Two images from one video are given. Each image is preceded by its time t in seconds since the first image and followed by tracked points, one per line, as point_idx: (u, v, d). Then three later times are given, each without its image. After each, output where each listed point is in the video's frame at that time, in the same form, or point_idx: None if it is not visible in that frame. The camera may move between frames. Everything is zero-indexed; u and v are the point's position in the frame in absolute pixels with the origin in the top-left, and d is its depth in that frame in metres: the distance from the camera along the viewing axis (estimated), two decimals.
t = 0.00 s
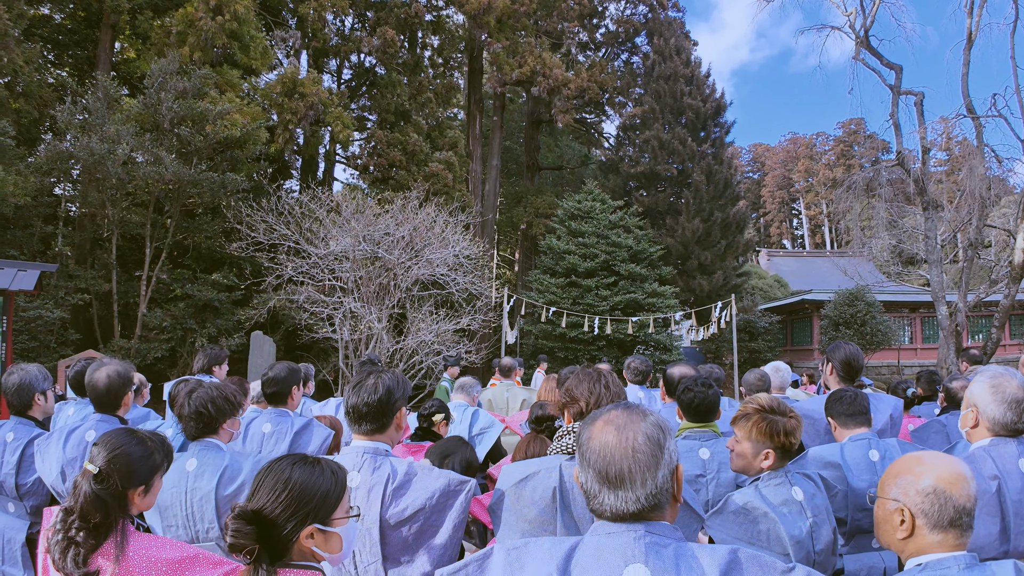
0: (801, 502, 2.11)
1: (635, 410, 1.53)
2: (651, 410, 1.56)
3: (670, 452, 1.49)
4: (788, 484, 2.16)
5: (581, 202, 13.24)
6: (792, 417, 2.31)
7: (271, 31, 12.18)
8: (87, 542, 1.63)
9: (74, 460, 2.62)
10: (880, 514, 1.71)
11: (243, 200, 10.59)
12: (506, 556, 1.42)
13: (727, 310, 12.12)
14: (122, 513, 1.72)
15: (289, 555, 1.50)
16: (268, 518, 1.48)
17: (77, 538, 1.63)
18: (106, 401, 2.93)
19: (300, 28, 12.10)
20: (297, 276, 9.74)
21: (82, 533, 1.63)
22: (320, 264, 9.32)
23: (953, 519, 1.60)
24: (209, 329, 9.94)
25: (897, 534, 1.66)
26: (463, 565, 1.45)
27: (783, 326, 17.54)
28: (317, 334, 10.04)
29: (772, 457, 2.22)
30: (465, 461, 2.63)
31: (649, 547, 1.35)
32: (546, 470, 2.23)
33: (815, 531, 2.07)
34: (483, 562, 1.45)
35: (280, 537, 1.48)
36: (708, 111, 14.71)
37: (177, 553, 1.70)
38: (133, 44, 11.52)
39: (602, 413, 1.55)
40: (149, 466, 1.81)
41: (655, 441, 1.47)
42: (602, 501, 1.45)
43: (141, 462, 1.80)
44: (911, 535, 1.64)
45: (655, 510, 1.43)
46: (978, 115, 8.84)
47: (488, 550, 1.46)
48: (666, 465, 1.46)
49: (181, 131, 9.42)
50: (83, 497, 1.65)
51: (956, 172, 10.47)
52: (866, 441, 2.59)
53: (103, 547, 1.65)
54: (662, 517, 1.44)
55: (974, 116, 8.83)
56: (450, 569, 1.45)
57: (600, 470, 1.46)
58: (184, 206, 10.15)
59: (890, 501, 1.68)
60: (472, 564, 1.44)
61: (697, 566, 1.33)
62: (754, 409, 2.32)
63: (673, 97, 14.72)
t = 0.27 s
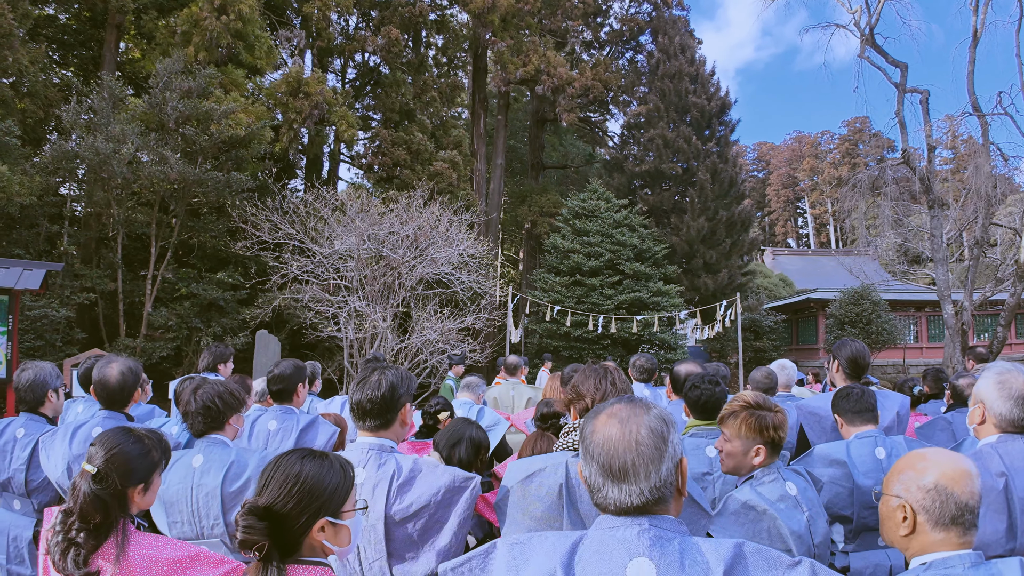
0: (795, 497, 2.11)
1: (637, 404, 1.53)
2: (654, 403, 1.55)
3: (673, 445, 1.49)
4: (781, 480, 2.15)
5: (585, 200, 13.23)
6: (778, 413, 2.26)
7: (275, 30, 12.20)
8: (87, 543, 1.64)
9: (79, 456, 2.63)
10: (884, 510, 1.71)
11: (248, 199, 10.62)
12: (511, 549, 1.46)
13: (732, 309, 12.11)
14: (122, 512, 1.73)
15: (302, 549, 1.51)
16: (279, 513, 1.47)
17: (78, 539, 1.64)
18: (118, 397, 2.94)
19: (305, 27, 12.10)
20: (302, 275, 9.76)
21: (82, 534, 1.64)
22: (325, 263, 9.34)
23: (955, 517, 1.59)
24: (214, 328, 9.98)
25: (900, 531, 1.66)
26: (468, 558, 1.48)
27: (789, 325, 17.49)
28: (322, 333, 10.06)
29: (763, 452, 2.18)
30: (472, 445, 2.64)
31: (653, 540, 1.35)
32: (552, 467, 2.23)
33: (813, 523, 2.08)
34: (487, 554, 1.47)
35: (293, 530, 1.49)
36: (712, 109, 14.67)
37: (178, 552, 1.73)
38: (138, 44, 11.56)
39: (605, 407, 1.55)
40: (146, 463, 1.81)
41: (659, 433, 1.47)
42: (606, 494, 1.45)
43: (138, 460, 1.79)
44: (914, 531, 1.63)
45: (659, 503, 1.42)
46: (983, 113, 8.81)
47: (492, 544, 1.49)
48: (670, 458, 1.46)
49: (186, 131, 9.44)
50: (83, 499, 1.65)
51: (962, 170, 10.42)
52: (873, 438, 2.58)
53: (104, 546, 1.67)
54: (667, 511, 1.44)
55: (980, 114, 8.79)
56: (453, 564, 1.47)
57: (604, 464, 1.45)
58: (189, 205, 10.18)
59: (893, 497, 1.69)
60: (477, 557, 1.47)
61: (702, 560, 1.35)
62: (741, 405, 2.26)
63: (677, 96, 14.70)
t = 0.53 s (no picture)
0: (795, 497, 2.09)
1: (668, 403, 1.51)
2: (685, 405, 1.53)
3: (698, 450, 1.47)
4: (781, 480, 2.13)
5: (591, 199, 13.21)
6: (777, 410, 2.25)
7: (281, 30, 12.21)
8: (89, 543, 1.64)
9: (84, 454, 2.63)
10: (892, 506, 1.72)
11: (254, 198, 10.65)
12: (524, 542, 1.46)
13: (739, 307, 12.07)
14: (123, 511, 1.73)
15: (315, 543, 1.51)
16: (294, 507, 1.47)
17: (80, 539, 1.64)
18: (123, 395, 2.95)
19: (310, 26, 12.12)
20: (308, 274, 9.78)
21: (85, 533, 1.65)
22: (331, 262, 9.36)
23: (957, 514, 1.58)
24: (221, 327, 10.01)
25: (906, 527, 1.66)
26: (483, 550, 1.49)
27: (795, 323, 17.44)
28: (329, 332, 10.08)
29: (762, 451, 2.17)
30: (475, 442, 2.63)
31: (666, 539, 1.35)
32: (558, 464, 2.22)
33: (813, 525, 2.06)
34: (501, 547, 1.48)
35: (307, 524, 1.49)
36: (719, 107, 14.63)
37: (180, 549, 1.71)
38: (144, 44, 11.59)
39: (636, 399, 1.54)
40: (145, 459, 1.82)
41: (684, 437, 1.45)
42: (622, 490, 1.45)
43: (137, 458, 1.80)
44: (920, 527, 1.64)
45: (676, 506, 1.42)
46: (991, 110, 8.76)
47: (506, 535, 1.50)
48: (691, 463, 1.44)
49: (192, 130, 9.46)
50: (83, 498, 1.66)
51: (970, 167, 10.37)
52: (880, 437, 2.56)
53: (107, 544, 1.67)
54: (684, 512, 1.43)
55: (988, 111, 8.75)
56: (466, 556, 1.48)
57: (624, 459, 1.45)
58: (195, 204, 10.21)
59: (900, 492, 1.69)
60: (491, 549, 1.48)
61: (715, 559, 1.33)
62: (739, 404, 2.24)
63: (683, 93, 14.67)
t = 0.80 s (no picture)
0: (805, 501, 2.09)
1: (724, 416, 1.48)
2: (744, 421, 1.49)
3: (746, 468, 1.44)
4: (792, 483, 2.12)
5: (596, 198, 13.19)
6: (790, 411, 2.24)
7: (286, 30, 12.24)
8: (96, 542, 1.66)
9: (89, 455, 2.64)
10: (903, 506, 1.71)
11: (261, 198, 10.68)
12: (556, 534, 1.52)
13: (745, 306, 12.04)
14: (130, 510, 1.74)
15: (326, 541, 1.51)
16: (307, 505, 1.48)
17: (86, 538, 1.66)
18: (128, 395, 2.96)
19: (315, 26, 12.14)
20: (314, 274, 9.81)
21: (91, 532, 1.66)
22: (337, 262, 9.38)
23: (969, 515, 1.57)
24: (227, 327, 10.05)
25: (915, 527, 1.66)
26: (514, 535, 1.56)
27: (801, 322, 17.39)
28: (335, 331, 10.11)
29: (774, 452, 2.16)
30: (475, 453, 2.65)
31: (697, 550, 1.35)
32: (564, 465, 2.22)
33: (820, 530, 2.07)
34: (533, 535, 1.55)
35: (319, 522, 1.49)
36: (724, 105, 14.59)
37: (184, 549, 1.72)
38: (150, 45, 11.63)
39: (692, 404, 1.51)
40: (149, 458, 1.83)
41: (731, 455, 1.42)
42: (659, 493, 1.45)
43: (141, 456, 1.81)
44: (930, 528, 1.63)
45: (711, 519, 1.40)
46: (998, 108, 8.71)
47: (538, 525, 1.56)
48: (735, 482, 1.41)
49: (198, 131, 9.50)
50: (89, 496, 1.67)
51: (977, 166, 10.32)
52: (886, 437, 2.54)
53: (113, 543, 1.68)
54: (720, 525, 1.42)
55: (994, 109, 8.70)
56: (498, 536, 1.56)
57: (664, 464, 1.45)
58: (202, 205, 10.25)
59: (911, 493, 1.68)
60: (522, 536, 1.55)
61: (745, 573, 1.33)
62: (755, 403, 2.25)
63: (689, 92, 14.63)
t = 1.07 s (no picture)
0: (820, 501, 2.07)
1: (737, 412, 1.47)
2: (756, 416, 1.48)
3: (761, 463, 1.43)
4: (807, 482, 2.11)
5: (601, 197, 13.18)
6: (808, 412, 2.25)
7: (291, 30, 12.26)
8: (98, 535, 1.65)
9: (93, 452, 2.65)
10: (913, 506, 1.70)
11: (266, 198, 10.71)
12: (572, 529, 1.53)
13: (750, 306, 12.02)
14: (132, 506, 1.73)
15: (336, 538, 1.51)
16: (321, 500, 1.49)
17: (89, 531, 1.64)
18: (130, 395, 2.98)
19: (320, 26, 12.16)
20: (319, 273, 9.83)
21: (93, 524, 1.64)
22: (342, 262, 9.41)
23: (981, 513, 1.57)
24: (232, 326, 10.09)
25: (927, 527, 1.65)
26: (531, 532, 1.57)
27: (806, 322, 17.36)
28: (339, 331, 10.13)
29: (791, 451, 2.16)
30: (477, 455, 2.64)
31: (711, 546, 1.35)
32: (569, 463, 2.21)
33: (834, 530, 2.05)
34: (549, 533, 1.55)
35: (332, 518, 1.50)
36: (729, 104, 14.57)
37: (186, 546, 1.73)
38: (155, 46, 11.67)
39: (703, 403, 1.50)
40: (154, 456, 1.82)
41: (747, 450, 1.41)
42: (676, 493, 1.44)
43: (145, 452, 1.81)
44: (942, 527, 1.62)
45: (728, 516, 1.39)
46: (1004, 106, 8.68)
47: (555, 522, 1.56)
48: (752, 477, 1.41)
49: (203, 131, 9.52)
50: (94, 489, 1.66)
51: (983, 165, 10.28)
52: (892, 436, 2.53)
53: (117, 536, 1.69)
54: (736, 523, 1.41)
55: (1000, 108, 8.67)
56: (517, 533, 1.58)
57: (680, 463, 1.44)
58: (207, 205, 10.28)
59: (922, 492, 1.67)
60: (539, 533, 1.56)
61: (760, 570, 1.33)
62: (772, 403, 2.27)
63: (693, 91, 14.61)
